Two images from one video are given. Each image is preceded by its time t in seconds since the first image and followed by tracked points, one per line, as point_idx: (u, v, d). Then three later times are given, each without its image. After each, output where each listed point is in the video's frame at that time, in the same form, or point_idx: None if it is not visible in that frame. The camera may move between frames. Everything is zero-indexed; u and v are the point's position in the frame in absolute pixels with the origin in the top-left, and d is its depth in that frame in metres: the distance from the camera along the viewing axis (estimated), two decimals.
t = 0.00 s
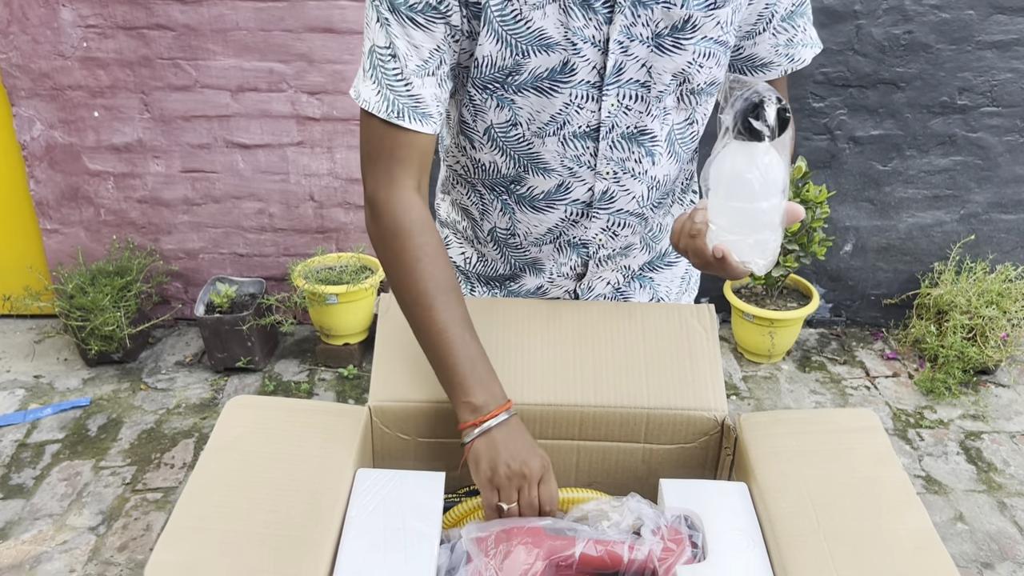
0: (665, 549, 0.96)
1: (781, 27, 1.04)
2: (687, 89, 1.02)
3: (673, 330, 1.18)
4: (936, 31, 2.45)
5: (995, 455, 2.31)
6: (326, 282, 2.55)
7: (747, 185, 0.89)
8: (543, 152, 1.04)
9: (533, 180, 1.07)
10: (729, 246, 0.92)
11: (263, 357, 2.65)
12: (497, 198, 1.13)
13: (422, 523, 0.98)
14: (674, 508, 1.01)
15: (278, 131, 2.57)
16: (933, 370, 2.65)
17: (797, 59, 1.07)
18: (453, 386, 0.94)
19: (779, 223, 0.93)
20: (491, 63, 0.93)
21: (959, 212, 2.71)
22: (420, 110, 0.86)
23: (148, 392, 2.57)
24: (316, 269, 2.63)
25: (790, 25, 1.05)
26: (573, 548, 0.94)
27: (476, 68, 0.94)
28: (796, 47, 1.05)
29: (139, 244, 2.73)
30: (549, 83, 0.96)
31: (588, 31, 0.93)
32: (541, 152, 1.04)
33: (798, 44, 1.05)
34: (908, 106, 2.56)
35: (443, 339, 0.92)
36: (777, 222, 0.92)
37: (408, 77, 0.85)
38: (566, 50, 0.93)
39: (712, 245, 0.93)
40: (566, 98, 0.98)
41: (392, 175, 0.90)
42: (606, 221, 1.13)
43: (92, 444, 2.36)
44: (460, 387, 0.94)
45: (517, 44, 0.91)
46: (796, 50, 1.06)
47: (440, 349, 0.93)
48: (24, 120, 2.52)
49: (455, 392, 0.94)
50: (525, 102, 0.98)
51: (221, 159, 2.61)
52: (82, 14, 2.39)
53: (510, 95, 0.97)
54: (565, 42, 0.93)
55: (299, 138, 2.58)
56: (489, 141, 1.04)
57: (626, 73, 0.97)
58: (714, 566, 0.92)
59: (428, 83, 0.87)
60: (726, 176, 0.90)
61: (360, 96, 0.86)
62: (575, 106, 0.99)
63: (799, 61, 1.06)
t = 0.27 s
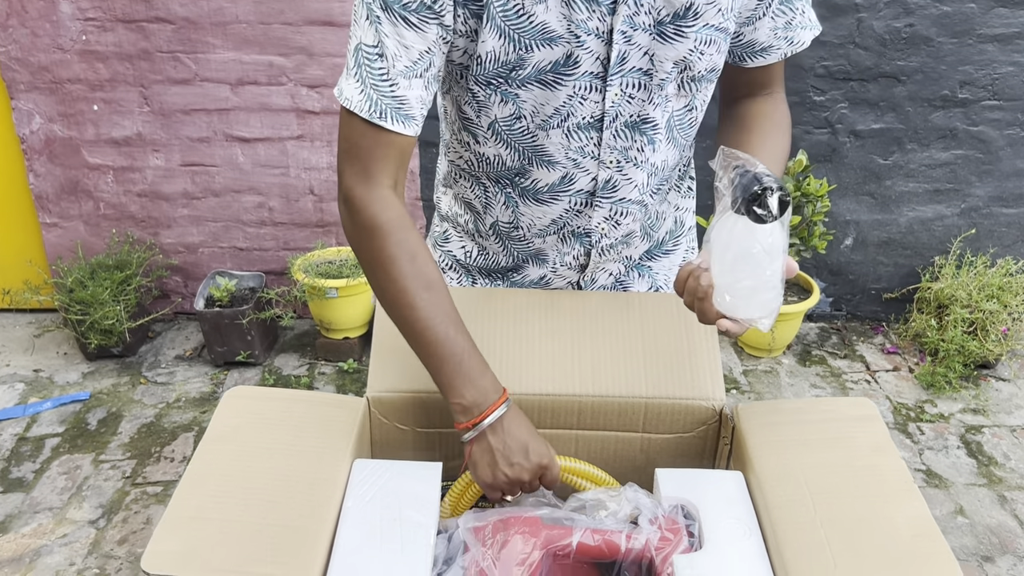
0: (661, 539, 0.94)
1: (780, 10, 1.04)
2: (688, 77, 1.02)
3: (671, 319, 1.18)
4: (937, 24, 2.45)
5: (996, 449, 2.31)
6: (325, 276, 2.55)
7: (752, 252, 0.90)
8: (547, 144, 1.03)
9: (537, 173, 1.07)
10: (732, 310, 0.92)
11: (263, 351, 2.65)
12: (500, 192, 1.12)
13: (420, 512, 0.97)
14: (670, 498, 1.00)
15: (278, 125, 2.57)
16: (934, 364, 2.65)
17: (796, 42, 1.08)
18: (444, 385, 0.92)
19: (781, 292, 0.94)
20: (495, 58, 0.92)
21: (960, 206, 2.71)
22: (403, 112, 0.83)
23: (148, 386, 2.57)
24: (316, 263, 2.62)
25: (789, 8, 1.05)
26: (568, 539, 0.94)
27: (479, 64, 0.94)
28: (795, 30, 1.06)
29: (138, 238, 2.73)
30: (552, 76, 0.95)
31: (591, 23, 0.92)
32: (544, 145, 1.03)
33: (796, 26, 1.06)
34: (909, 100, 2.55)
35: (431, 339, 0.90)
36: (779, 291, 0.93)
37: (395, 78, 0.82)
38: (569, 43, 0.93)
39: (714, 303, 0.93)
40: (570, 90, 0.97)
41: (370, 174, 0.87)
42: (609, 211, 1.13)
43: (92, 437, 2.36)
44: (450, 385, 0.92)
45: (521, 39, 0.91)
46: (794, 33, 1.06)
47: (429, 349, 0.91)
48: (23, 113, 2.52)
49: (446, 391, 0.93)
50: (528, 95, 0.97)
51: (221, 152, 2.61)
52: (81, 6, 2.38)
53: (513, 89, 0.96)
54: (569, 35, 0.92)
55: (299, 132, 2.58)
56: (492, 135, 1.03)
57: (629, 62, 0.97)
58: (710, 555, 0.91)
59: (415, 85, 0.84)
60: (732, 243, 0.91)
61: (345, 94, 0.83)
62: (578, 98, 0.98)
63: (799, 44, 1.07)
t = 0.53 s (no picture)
0: (651, 526, 0.95)
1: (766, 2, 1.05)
2: (676, 68, 1.02)
3: (660, 310, 1.18)
4: (937, 19, 2.45)
5: (995, 444, 2.31)
6: (325, 272, 2.55)
7: (743, 242, 0.90)
8: (537, 137, 1.03)
9: (528, 167, 1.07)
10: (714, 299, 0.93)
11: (262, 346, 2.65)
12: (491, 186, 1.12)
13: (410, 504, 0.97)
14: (661, 486, 1.00)
15: (278, 120, 2.57)
16: (933, 359, 2.65)
17: (784, 35, 1.08)
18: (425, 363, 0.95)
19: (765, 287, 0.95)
20: (480, 48, 0.92)
21: (960, 201, 2.70)
22: (386, 100, 0.85)
23: (148, 381, 2.57)
24: (316, 258, 2.62)
25: None
26: (557, 527, 0.94)
27: (464, 54, 0.93)
28: (782, 23, 1.07)
29: (138, 234, 2.73)
30: (540, 67, 0.95)
31: (578, 13, 0.92)
32: (535, 137, 1.03)
33: (784, 19, 1.07)
34: (908, 95, 2.55)
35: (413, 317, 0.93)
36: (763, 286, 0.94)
37: (377, 66, 0.84)
38: (556, 33, 0.93)
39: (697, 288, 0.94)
40: (558, 80, 0.97)
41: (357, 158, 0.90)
42: (601, 203, 1.12)
43: (92, 433, 2.36)
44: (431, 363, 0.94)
45: (507, 28, 0.91)
46: (781, 25, 1.07)
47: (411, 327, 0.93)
48: (23, 109, 2.52)
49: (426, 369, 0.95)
50: (516, 87, 0.97)
51: (221, 148, 2.61)
52: (80, 2, 2.38)
53: (500, 81, 0.96)
54: (555, 25, 0.92)
55: (299, 127, 2.58)
56: (481, 128, 1.03)
57: (618, 53, 0.97)
58: (699, 541, 0.91)
59: (398, 73, 0.85)
60: (724, 230, 0.91)
61: (330, 81, 0.85)
62: (567, 88, 0.98)
63: (787, 37, 1.07)
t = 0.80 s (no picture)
0: (667, 530, 0.94)
1: None
2: (677, 66, 1.02)
3: (675, 312, 1.18)
4: (937, 15, 2.45)
5: (996, 440, 2.31)
6: (326, 269, 2.55)
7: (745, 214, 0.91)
8: (538, 135, 1.03)
9: (528, 166, 1.07)
10: (719, 275, 0.94)
11: (264, 343, 2.65)
12: (491, 186, 1.13)
13: (424, 505, 0.97)
14: (676, 489, 1.00)
15: (278, 117, 2.57)
16: (934, 355, 2.65)
17: (779, 31, 1.08)
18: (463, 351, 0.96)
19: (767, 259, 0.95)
20: (483, 46, 0.93)
21: (960, 197, 2.70)
22: (395, 102, 0.84)
23: (149, 378, 2.58)
24: (317, 255, 2.62)
25: None
26: (574, 530, 0.93)
27: (466, 52, 0.94)
28: (778, 19, 1.07)
29: (139, 231, 2.73)
30: (540, 66, 0.96)
31: (580, 11, 0.93)
32: (536, 136, 1.03)
33: (780, 15, 1.07)
34: (909, 91, 2.55)
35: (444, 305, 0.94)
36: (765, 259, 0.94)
37: (385, 67, 0.83)
38: (557, 32, 0.94)
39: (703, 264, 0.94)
40: (560, 78, 0.98)
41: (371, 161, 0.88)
42: (603, 200, 1.12)
43: (94, 430, 2.37)
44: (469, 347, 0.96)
45: (510, 27, 0.91)
46: (778, 21, 1.07)
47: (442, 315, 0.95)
48: (23, 106, 2.52)
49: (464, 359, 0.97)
50: (517, 86, 0.98)
51: (221, 145, 2.61)
52: None
53: (502, 80, 0.97)
54: (557, 24, 0.93)
55: (299, 124, 2.58)
56: (481, 127, 1.03)
57: (618, 51, 0.97)
58: (717, 547, 0.91)
59: (406, 75, 0.84)
60: (727, 203, 0.91)
61: (334, 82, 0.84)
62: (568, 87, 0.99)
63: (781, 33, 1.07)
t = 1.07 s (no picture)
0: (669, 525, 0.94)
1: None
2: (698, 65, 1.01)
3: (677, 308, 1.17)
4: (939, 11, 2.44)
5: (998, 437, 2.31)
6: (327, 266, 2.55)
7: (761, 207, 0.90)
8: (565, 141, 1.03)
9: (553, 169, 1.08)
10: (740, 264, 0.94)
11: (265, 341, 2.65)
12: (512, 184, 1.15)
13: (426, 500, 0.97)
14: (677, 485, 1.00)
15: (279, 115, 2.56)
16: (936, 352, 2.65)
17: (782, 22, 1.09)
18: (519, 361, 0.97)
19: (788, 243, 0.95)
20: (518, 61, 0.91)
21: (962, 194, 2.70)
22: (473, 123, 0.81)
23: (150, 376, 2.58)
24: (318, 253, 2.62)
25: None
26: (576, 524, 0.93)
27: (500, 66, 0.92)
28: (783, 10, 1.07)
29: (140, 229, 2.73)
30: (573, 77, 0.94)
31: (612, 21, 0.91)
32: (563, 142, 1.03)
33: (784, 7, 1.07)
34: (910, 87, 2.54)
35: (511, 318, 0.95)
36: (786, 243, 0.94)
37: (456, 89, 0.80)
38: (592, 43, 0.91)
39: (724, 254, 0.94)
40: (591, 89, 0.96)
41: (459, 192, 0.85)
42: (622, 197, 1.13)
43: (95, 428, 2.37)
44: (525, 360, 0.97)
45: (546, 42, 0.89)
46: (782, 12, 1.07)
47: (509, 328, 0.95)
48: (24, 104, 2.51)
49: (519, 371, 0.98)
50: (548, 96, 0.96)
51: (222, 142, 2.60)
52: None
53: (533, 91, 0.95)
54: (591, 35, 0.91)
55: (300, 122, 2.58)
56: (508, 134, 1.03)
57: (643, 55, 0.96)
58: (718, 543, 0.91)
59: (474, 92, 0.82)
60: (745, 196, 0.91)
61: (404, 114, 0.81)
62: (599, 96, 0.98)
63: (786, 24, 1.07)
